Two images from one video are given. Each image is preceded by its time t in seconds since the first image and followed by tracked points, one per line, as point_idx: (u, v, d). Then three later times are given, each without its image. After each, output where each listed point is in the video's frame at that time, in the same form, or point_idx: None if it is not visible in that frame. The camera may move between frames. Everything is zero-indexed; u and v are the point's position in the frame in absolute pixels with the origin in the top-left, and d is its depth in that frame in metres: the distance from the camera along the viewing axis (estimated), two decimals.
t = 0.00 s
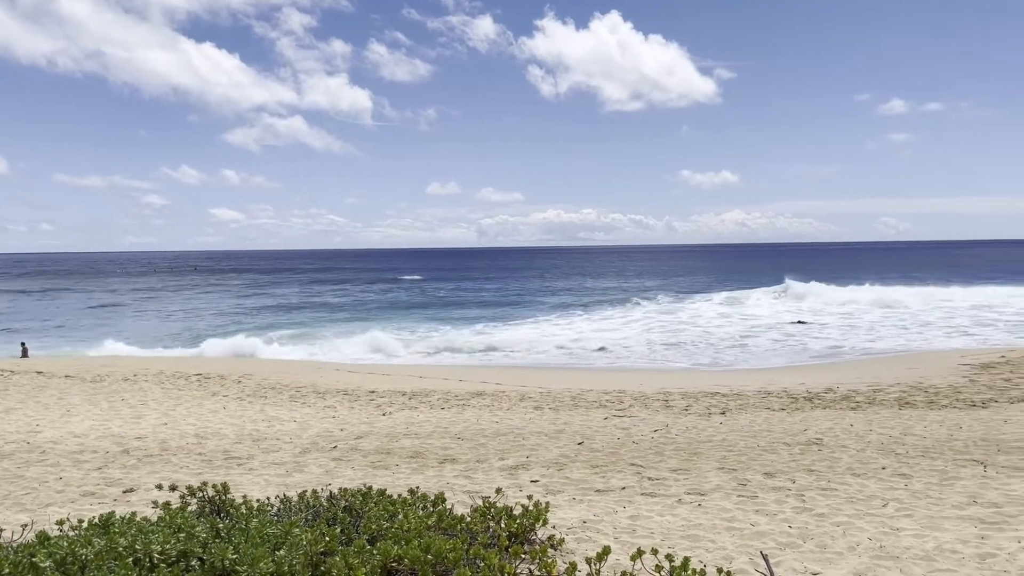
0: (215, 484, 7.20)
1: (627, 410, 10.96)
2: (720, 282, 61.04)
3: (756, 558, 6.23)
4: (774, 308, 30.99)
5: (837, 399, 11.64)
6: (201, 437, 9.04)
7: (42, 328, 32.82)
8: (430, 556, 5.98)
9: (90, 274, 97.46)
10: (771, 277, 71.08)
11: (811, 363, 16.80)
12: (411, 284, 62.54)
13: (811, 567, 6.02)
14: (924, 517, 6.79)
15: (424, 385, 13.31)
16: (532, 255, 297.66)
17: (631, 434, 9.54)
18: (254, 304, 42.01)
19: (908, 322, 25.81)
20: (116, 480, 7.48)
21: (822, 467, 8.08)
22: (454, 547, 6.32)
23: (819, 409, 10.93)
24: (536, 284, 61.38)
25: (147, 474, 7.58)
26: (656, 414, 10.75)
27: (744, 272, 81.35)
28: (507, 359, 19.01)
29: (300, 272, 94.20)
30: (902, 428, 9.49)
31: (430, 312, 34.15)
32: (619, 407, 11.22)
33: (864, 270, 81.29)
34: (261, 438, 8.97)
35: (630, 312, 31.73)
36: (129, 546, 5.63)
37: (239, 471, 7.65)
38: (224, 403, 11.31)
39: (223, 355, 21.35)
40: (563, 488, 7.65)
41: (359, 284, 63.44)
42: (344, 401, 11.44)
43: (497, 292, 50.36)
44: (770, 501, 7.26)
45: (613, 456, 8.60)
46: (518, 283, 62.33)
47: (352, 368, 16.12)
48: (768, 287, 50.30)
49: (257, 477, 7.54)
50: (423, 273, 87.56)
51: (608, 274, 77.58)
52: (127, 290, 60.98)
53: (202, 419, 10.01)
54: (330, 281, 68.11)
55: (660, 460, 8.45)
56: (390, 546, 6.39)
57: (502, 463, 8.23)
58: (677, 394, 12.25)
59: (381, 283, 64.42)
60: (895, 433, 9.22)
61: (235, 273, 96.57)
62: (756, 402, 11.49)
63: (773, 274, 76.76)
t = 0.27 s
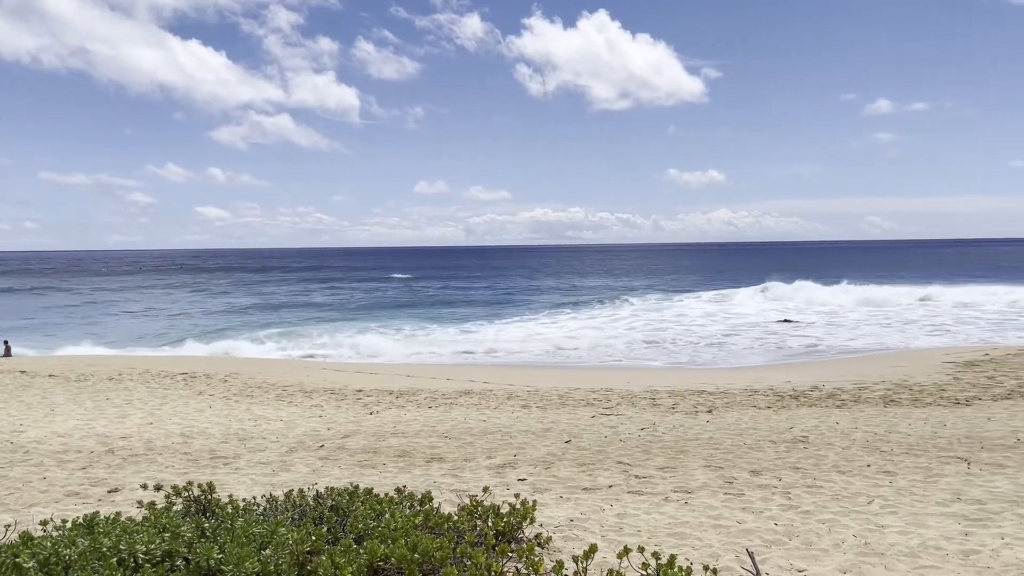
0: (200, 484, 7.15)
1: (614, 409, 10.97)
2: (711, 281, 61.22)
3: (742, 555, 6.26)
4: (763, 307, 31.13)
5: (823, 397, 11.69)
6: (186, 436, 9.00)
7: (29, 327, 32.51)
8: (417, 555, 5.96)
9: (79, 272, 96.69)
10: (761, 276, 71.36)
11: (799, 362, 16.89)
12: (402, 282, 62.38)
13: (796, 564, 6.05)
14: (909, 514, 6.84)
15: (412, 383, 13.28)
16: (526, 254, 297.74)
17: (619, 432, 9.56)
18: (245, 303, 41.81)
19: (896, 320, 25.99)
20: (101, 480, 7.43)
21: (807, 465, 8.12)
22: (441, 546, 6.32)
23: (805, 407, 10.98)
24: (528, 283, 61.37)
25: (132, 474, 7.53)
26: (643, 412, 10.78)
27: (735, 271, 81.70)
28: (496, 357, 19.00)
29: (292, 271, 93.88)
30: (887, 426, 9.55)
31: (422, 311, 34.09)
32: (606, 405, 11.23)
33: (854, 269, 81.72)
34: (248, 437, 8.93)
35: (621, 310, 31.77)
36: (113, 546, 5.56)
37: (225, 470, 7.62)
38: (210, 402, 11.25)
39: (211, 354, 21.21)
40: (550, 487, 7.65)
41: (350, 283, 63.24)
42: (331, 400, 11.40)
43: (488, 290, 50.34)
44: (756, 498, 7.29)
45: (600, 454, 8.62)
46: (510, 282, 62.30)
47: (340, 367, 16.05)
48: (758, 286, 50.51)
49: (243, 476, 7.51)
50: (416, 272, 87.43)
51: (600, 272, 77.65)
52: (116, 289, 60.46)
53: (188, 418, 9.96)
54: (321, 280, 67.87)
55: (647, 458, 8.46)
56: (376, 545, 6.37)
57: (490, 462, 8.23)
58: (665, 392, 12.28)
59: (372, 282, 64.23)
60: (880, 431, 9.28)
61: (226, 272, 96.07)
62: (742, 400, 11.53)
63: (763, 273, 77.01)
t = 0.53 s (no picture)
0: (186, 483, 7.10)
1: (601, 407, 10.99)
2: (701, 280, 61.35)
3: (728, 552, 6.29)
4: (752, 305, 31.27)
5: (808, 395, 11.75)
6: (172, 436, 8.95)
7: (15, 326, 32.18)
8: (404, 554, 5.95)
9: (67, 271, 95.86)
10: (752, 274, 71.63)
11: (786, 359, 16.96)
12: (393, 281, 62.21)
13: (782, 561, 6.09)
14: (893, 511, 6.89)
15: (399, 382, 13.25)
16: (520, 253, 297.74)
17: (606, 430, 9.57)
18: (234, 301, 41.58)
19: (883, 319, 26.16)
20: (85, 480, 7.38)
21: (793, 462, 8.16)
22: (428, 544, 6.31)
23: (791, 405, 11.03)
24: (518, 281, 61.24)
25: (117, 474, 7.48)
26: (630, 410, 10.80)
27: (726, 269, 82.01)
28: (485, 356, 18.99)
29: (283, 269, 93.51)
30: (872, 423, 9.61)
31: (412, 309, 34.04)
32: (593, 404, 11.25)
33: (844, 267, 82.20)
34: (233, 436, 8.89)
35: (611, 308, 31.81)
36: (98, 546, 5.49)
37: (211, 470, 7.58)
38: (195, 401, 11.18)
39: (198, 353, 21.07)
40: (537, 485, 7.66)
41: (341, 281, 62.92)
42: (317, 399, 11.37)
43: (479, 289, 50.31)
44: (742, 496, 7.32)
45: (587, 452, 8.63)
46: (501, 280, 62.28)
47: (328, 366, 15.99)
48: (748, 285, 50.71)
49: (229, 476, 7.47)
50: (408, 271, 87.32)
51: (592, 271, 77.74)
52: (104, 287, 59.93)
53: (173, 418, 9.90)
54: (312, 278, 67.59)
55: (634, 456, 8.48)
56: (363, 543, 6.36)
57: (477, 460, 8.22)
58: (651, 390, 12.31)
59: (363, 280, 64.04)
60: (865, 428, 9.34)
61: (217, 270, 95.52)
62: (729, 398, 11.57)
63: (754, 271, 77.29)
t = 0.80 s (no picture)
0: (170, 483, 7.04)
1: (587, 405, 11.01)
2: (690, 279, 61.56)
3: (713, 549, 6.32)
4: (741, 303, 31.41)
5: (793, 392, 11.82)
6: (155, 435, 8.89)
7: None
8: (389, 553, 5.93)
9: (54, 269, 94.95)
10: (742, 273, 71.96)
11: (772, 357, 17.05)
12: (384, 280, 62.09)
13: (767, 558, 6.12)
14: (876, 507, 6.94)
15: (385, 381, 13.22)
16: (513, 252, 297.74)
17: (592, 428, 9.59)
18: (222, 300, 41.34)
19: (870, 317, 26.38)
20: (68, 480, 7.32)
21: (778, 459, 8.20)
22: (414, 543, 6.30)
23: (775, 402, 11.09)
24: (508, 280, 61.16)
25: (100, 474, 7.43)
26: (616, 408, 10.82)
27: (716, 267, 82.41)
28: (473, 354, 18.99)
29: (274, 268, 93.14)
30: (855, 420, 9.68)
31: (401, 308, 33.96)
32: (579, 402, 11.26)
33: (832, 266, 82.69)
34: (218, 436, 8.85)
35: (601, 307, 31.85)
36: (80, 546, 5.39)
37: (196, 469, 7.54)
38: (180, 401, 11.12)
39: (184, 352, 20.93)
40: (523, 483, 7.66)
41: (330, 280, 62.63)
42: (303, 398, 11.33)
43: (469, 288, 50.30)
44: (727, 493, 7.35)
45: (573, 450, 8.64)
46: (491, 279, 62.30)
47: (315, 365, 15.94)
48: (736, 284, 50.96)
49: (214, 475, 7.43)
50: (399, 270, 87.18)
51: (583, 270, 77.87)
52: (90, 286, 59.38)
53: (157, 417, 9.84)
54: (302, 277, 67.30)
55: (620, 454, 8.49)
56: (349, 543, 6.33)
57: (463, 459, 8.22)
58: (637, 388, 12.34)
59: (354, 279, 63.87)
60: (849, 425, 9.41)
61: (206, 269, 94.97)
62: (714, 395, 11.61)
63: (744, 270, 77.65)
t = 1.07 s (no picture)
0: (151, 483, 6.98)
1: (572, 404, 11.02)
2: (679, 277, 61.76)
3: (696, 547, 6.34)
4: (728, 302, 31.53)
5: (775, 390, 11.88)
6: (137, 435, 8.83)
7: None
8: (373, 552, 5.91)
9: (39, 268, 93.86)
10: (731, 271, 72.30)
11: (757, 355, 17.14)
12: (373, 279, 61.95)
13: (750, 555, 6.15)
14: (858, 503, 6.99)
15: (369, 380, 13.19)
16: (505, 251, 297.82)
17: (576, 426, 9.60)
18: (208, 299, 41.04)
19: (855, 315, 26.59)
20: (47, 481, 7.25)
21: (761, 457, 8.24)
22: (397, 542, 6.28)
23: (758, 400, 11.15)
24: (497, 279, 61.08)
25: (81, 474, 7.37)
26: (600, 406, 10.84)
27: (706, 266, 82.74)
28: (459, 353, 18.97)
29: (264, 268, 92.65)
30: (837, 418, 9.75)
31: (390, 307, 33.86)
32: (563, 400, 11.27)
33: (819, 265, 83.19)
34: (200, 435, 8.80)
35: (590, 305, 31.88)
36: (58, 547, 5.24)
37: (178, 469, 7.49)
38: (161, 400, 11.04)
39: (168, 351, 20.74)
40: (507, 482, 7.65)
41: (319, 279, 62.34)
42: (286, 397, 11.28)
43: (458, 287, 50.24)
44: (711, 491, 7.38)
45: (557, 448, 8.64)
46: (481, 278, 62.23)
47: (300, 364, 15.88)
48: (723, 282, 51.24)
49: (196, 475, 7.38)
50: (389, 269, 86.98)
51: (573, 269, 77.95)
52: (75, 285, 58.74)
53: (139, 417, 9.77)
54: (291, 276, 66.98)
55: (603, 452, 8.51)
56: (331, 542, 6.31)
57: (447, 457, 8.20)
58: (621, 387, 12.36)
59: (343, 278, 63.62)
60: (830, 423, 9.47)
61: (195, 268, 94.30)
62: (697, 393, 11.65)
63: (733, 269, 78.04)
